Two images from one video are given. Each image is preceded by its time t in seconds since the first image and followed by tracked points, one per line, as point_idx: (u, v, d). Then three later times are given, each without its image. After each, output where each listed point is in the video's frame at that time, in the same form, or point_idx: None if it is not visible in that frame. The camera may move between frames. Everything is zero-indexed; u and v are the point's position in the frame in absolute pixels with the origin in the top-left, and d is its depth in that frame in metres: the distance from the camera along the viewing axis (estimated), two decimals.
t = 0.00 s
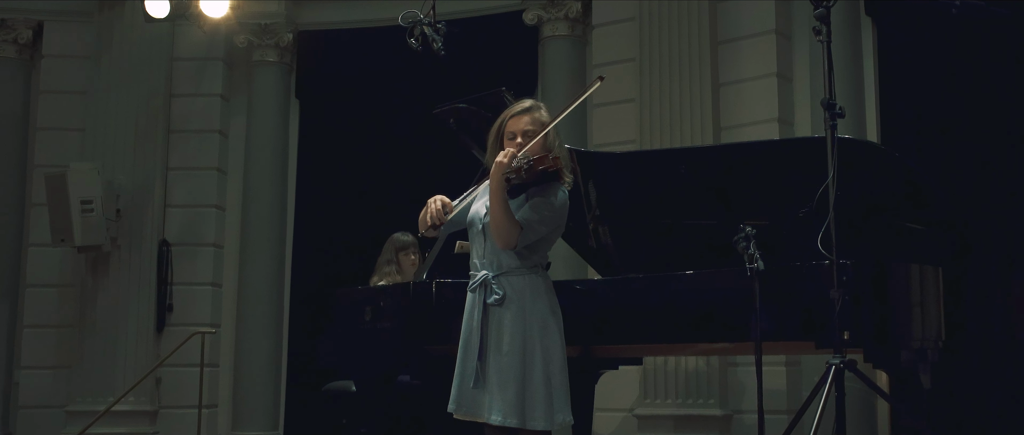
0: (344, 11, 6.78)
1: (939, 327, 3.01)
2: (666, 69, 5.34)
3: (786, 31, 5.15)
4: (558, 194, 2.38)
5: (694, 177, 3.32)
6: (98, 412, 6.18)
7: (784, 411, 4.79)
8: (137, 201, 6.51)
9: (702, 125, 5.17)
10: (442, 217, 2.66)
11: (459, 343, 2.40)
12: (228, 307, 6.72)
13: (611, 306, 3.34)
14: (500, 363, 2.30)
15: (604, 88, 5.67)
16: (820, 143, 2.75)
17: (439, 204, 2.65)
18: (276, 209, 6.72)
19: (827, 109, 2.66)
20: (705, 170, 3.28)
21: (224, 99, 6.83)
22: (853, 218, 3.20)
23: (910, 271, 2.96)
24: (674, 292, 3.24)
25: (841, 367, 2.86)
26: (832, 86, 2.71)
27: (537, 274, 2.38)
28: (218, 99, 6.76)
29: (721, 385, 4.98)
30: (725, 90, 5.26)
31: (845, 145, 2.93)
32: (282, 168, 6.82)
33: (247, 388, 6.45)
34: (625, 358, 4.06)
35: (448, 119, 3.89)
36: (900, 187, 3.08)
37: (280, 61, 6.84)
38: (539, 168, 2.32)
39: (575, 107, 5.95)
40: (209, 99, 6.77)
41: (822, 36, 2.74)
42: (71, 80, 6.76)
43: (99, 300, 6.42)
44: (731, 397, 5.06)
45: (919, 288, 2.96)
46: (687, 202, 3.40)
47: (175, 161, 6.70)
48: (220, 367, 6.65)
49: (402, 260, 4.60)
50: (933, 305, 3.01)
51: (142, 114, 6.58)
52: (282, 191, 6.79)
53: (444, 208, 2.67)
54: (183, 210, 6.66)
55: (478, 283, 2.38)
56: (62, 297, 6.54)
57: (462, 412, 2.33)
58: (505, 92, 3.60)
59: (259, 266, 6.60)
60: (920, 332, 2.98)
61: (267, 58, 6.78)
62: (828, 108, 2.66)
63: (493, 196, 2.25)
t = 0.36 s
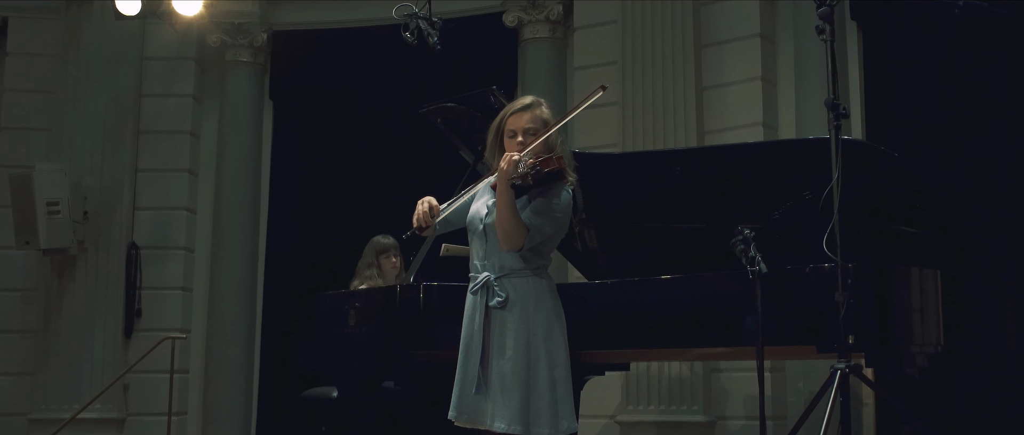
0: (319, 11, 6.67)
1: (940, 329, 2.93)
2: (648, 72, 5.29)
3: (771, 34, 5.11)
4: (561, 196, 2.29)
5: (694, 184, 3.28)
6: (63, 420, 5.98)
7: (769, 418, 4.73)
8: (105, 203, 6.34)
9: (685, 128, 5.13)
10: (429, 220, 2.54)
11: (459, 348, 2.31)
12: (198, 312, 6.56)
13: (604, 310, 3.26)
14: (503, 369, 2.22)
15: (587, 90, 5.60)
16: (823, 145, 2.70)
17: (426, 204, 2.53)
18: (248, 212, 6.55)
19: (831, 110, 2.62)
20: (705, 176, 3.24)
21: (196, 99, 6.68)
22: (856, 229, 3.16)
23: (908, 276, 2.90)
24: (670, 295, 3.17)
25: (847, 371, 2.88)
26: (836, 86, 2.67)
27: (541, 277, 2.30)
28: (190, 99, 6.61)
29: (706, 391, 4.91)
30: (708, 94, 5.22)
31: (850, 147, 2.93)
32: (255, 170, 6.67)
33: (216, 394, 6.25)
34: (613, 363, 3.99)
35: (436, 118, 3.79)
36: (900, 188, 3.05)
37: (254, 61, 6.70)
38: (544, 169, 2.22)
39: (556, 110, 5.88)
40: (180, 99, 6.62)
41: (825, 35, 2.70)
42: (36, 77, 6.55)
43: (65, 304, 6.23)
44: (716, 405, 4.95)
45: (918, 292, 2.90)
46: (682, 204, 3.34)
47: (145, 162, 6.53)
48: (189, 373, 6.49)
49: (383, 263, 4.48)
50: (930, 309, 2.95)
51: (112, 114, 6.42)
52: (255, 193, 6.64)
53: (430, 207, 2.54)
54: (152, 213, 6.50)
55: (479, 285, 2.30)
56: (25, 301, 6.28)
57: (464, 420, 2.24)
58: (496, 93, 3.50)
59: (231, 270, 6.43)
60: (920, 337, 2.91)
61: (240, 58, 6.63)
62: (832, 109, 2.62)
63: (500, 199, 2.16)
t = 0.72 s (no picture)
0: (292, 9, 6.54)
1: (944, 334, 2.89)
2: (631, 73, 5.23)
3: (753, 36, 5.08)
4: (574, 195, 2.18)
5: (691, 185, 3.19)
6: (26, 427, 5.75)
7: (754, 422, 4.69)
8: (70, 203, 6.14)
9: (668, 129, 5.08)
10: (423, 207, 2.32)
11: (467, 349, 2.22)
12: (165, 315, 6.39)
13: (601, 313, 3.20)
14: (515, 372, 2.13)
15: (568, 91, 5.53)
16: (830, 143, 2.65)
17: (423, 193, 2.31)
18: (219, 212, 6.38)
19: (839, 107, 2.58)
20: (704, 177, 3.15)
21: (164, 97, 6.51)
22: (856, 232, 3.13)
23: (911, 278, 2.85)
24: (670, 297, 3.10)
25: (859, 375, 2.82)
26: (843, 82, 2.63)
27: (553, 277, 2.21)
28: (158, 97, 6.45)
29: (690, 396, 4.85)
30: (691, 95, 5.18)
31: (856, 152, 2.88)
32: (226, 170, 6.51)
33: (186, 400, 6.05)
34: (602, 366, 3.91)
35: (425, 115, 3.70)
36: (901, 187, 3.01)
37: (225, 59, 6.55)
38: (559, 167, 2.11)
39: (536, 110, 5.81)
40: (149, 97, 6.45)
41: (832, 31, 2.67)
42: None
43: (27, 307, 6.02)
44: (699, 410, 4.90)
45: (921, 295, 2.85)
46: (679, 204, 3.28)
47: (111, 161, 6.35)
48: (157, 378, 6.31)
49: (365, 265, 4.37)
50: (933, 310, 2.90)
51: (77, 111, 6.23)
52: (226, 194, 6.48)
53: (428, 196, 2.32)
54: (119, 213, 6.31)
55: (489, 285, 2.20)
56: None
57: (472, 425, 2.16)
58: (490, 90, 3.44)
59: (201, 272, 6.25)
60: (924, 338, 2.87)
61: (211, 56, 6.48)
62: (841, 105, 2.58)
63: (515, 197, 2.04)
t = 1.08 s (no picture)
0: (266, 5, 6.40)
1: (947, 336, 2.87)
2: (614, 73, 5.17)
3: (738, 38, 5.07)
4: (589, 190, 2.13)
5: (689, 185, 3.06)
6: None
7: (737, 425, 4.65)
8: (32, 201, 5.91)
9: (652, 129, 5.01)
10: (424, 184, 2.21)
11: (474, 349, 2.12)
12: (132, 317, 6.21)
13: (600, 311, 3.12)
14: (526, 373, 2.05)
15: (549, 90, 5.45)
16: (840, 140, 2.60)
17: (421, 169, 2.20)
18: (188, 211, 6.21)
19: (852, 103, 2.53)
20: (702, 177, 3.02)
21: (132, 92, 6.33)
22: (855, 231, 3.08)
23: (918, 276, 2.85)
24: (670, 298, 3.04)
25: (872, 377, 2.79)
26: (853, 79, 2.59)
27: (565, 275, 2.14)
28: (126, 92, 6.27)
29: (672, 400, 4.79)
30: (675, 96, 5.13)
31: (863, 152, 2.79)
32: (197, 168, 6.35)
33: (153, 403, 5.87)
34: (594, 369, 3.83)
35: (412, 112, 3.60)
36: (901, 187, 2.97)
37: (196, 54, 6.38)
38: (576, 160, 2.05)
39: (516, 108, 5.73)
40: (115, 92, 6.27)
41: (843, 27, 2.62)
42: None
43: None
44: (682, 413, 4.84)
45: (928, 296, 2.83)
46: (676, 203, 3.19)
47: (76, 158, 6.15)
48: (122, 382, 6.12)
49: (345, 266, 4.26)
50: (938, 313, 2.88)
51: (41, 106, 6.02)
52: (196, 192, 6.32)
53: (429, 171, 2.20)
54: (84, 212, 6.12)
55: (499, 283, 2.12)
56: None
57: (481, 429, 2.06)
58: (483, 83, 3.34)
59: (169, 272, 6.07)
60: (929, 340, 2.84)
61: (181, 51, 6.30)
62: (855, 102, 2.53)
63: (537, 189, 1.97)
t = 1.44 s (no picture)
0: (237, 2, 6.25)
1: (950, 343, 2.79)
2: (597, 73, 5.09)
3: (721, 40, 5.03)
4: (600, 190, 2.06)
5: (686, 185, 2.97)
6: None
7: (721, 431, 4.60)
8: None
9: (635, 131, 4.95)
10: (436, 168, 2.05)
11: (482, 356, 2.03)
12: (96, 321, 6.02)
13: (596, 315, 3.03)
14: (537, 380, 1.96)
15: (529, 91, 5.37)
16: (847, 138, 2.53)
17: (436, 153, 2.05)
18: (156, 212, 6.03)
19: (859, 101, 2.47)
20: (699, 178, 2.93)
21: (97, 90, 6.15)
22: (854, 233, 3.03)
23: (919, 280, 2.81)
24: (668, 304, 2.95)
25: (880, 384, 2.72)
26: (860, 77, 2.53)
27: (577, 278, 2.05)
28: (91, 90, 6.08)
29: (656, 406, 4.72)
30: (658, 98, 5.07)
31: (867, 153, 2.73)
32: (165, 168, 6.17)
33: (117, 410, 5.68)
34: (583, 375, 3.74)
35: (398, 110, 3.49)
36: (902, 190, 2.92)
37: (165, 51, 6.21)
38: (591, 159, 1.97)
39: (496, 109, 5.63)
40: (80, 89, 6.09)
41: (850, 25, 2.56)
42: None
43: None
44: (665, 419, 4.78)
45: (932, 300, 2.78)
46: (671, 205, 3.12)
47: (39, 157, 5.96)
48: (86, 388, 5.93)
49: (325, 269, 4.15)
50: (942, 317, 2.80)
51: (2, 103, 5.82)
52: (164, 193, 6.14)
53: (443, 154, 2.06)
54: (47, 212, 5.92)
55: (508, 287, 2.02)
56: None
57: None
58: (477, 83, 3.23)
59: (135, 276, 5.89)
60: (933, 345, 2.77)
61: (149, 47, 6.12)
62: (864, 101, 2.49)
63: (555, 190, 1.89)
